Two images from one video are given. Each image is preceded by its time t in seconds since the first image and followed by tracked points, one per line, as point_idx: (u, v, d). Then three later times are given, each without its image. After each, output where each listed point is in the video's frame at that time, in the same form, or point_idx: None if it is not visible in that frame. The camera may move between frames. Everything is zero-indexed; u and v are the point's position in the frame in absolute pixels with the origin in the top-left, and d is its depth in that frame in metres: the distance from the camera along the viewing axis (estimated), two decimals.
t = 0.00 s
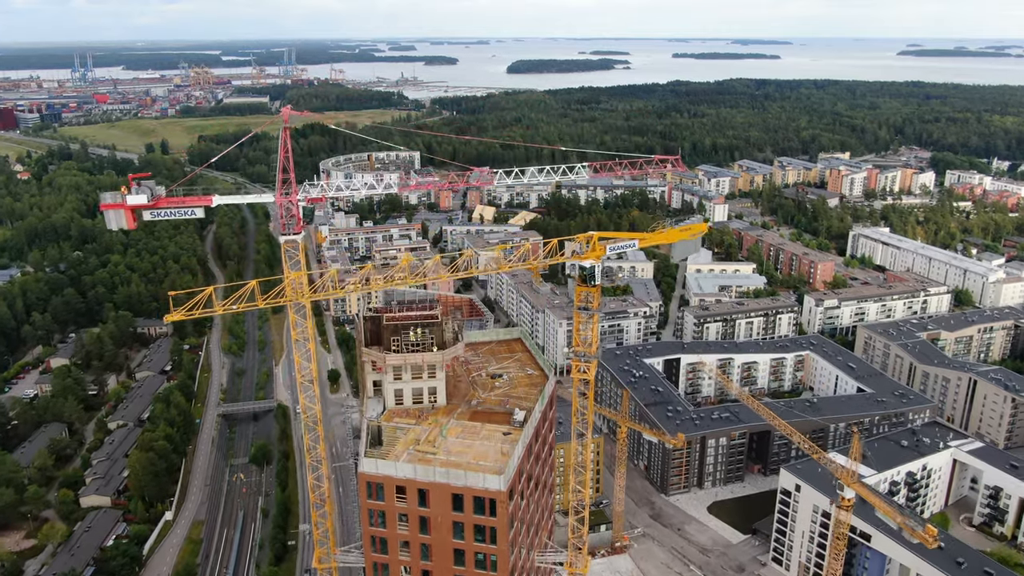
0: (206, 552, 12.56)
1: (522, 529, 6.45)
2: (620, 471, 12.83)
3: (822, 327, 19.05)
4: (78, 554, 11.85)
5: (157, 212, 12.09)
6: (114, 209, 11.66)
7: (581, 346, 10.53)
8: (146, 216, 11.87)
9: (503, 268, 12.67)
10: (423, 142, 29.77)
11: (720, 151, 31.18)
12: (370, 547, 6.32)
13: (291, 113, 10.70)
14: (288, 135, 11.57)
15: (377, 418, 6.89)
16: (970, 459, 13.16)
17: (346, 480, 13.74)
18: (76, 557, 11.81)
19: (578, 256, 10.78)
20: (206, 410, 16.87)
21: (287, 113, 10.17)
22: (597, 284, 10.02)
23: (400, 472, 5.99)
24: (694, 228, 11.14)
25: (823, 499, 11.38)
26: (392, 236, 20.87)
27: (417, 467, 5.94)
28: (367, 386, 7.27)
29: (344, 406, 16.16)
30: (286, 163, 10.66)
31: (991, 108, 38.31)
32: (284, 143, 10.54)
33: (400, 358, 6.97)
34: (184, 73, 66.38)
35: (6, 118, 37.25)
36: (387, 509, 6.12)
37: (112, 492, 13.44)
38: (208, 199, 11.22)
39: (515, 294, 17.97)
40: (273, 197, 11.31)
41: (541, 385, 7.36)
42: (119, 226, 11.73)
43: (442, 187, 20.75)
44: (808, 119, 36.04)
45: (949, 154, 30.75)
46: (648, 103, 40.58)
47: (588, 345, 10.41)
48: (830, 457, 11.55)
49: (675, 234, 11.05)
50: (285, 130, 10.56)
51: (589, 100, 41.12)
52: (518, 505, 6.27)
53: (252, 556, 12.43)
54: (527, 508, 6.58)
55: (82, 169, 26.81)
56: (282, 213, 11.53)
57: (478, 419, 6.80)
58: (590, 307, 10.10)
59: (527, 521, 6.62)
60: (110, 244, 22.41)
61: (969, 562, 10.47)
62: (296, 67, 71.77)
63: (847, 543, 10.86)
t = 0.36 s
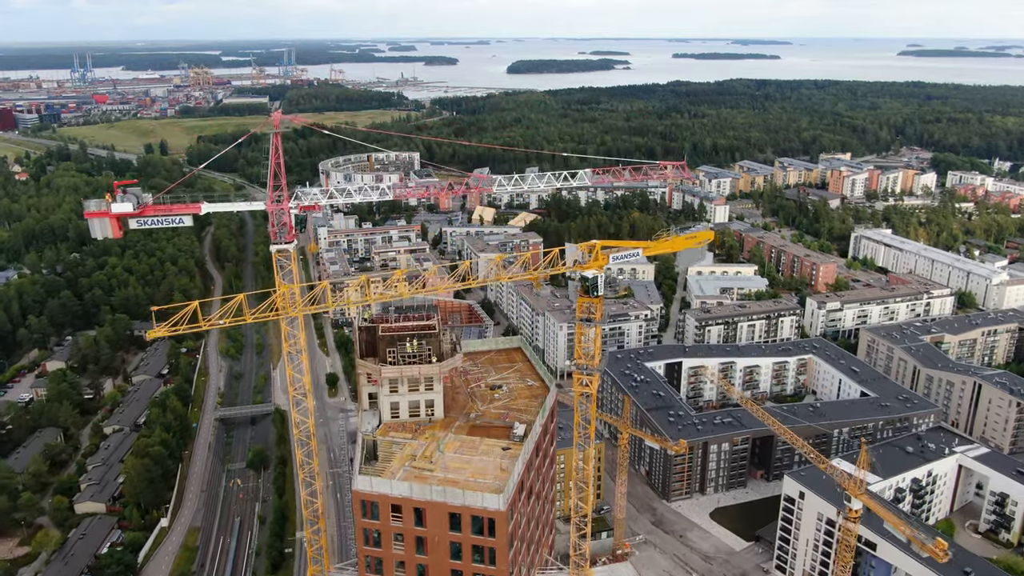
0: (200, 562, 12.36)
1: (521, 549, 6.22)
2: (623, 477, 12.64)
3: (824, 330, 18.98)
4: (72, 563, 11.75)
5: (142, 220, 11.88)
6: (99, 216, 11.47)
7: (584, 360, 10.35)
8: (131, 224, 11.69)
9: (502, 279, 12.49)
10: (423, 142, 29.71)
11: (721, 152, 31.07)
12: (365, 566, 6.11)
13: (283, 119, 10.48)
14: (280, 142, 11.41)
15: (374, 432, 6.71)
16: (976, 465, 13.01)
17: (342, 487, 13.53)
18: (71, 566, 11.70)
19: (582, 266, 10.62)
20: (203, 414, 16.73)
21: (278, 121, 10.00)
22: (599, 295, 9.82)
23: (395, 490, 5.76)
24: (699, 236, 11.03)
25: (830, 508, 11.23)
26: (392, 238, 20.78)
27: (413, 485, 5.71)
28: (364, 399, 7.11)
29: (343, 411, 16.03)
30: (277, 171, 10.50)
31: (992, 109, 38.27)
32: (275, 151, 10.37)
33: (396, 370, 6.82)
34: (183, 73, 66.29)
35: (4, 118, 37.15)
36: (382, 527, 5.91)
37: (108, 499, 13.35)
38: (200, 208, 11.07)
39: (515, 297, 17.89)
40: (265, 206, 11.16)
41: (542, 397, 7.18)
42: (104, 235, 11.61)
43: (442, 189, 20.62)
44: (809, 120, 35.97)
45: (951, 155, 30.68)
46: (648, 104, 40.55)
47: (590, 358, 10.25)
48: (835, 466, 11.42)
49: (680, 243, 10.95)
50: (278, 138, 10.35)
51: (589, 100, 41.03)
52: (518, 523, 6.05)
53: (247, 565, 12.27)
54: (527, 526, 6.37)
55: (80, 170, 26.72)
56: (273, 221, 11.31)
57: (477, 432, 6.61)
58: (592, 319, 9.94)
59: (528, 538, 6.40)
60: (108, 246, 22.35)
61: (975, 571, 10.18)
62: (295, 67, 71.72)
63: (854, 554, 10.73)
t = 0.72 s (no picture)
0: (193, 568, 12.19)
1: (521, 565, 5.96)
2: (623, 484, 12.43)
3: (826, 332, 18.88)
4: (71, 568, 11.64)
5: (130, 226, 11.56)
6: (84, 222, 11.15)
7: (586, 371, 10.24)
8: (118, 231, 11.46)
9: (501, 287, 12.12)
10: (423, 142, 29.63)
11: (722, 152, 30.97)
12: None
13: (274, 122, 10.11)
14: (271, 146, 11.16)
15: (369, 443, 6.43)
16: (981, 470, 12.89)
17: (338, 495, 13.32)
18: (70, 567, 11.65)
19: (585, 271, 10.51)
20: (201, 417, 16.67)
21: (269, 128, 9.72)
22: (602, 304, 9.79)
23: (391, 506, 5.52)
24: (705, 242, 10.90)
25: (837, 514, 11.07)
26: (391, 239, 20.66)
27: (409, 501, 5.47)
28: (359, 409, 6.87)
29: (341, 414, 15.92)
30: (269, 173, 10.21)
31: (993, 109, 38.22)
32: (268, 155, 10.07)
33: (392, 381, 6.53)
34: (183, 73, 66.20)
35: (3, 118, 37.05)
36: (378, 545, 5.66)
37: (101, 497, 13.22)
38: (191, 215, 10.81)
39: (515, 299, 17.81)
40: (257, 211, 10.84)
41: (540, 407, 6.95)
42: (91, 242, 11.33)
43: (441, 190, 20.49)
44: (810, 120, 35.89)
45: (953, 155, 30.58)
46: (648, 104, 40.49)
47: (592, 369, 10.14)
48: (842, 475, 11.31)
49: (686, 248, 10.91)
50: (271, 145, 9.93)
51: (589, 100, 40.96)
52: (518, 539, 5.79)
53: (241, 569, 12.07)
54: (528, 542, 6.13)
55: (79, 170, 26.64)
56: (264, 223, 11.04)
57: (476, 445, 6.39)
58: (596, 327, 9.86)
59: (528, 554, 6.17)
60: (106, 247, 22.26)
61: None
62: (295, 67, 71.66)
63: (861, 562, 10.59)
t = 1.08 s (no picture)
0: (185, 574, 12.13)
1: None
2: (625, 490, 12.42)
3: (829, 334, 18.78)
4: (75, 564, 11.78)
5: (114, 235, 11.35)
6: (67, 231, 10.84)
7: (587, 382, 10.21)
8: (102, 239, 11.18)
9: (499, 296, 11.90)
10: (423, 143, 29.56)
11: (724, 153, 30.84)
12: None
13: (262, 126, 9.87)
14: (261, 153, 10.95)
15: (364, 458, 6.23)
16: (987, 476, 12.77)
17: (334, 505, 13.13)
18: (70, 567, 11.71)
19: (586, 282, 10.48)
20: (198, 421, 16.57)
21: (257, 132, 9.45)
22: (605, 315, 9.66)
23: (385, 526, 5.33)
24: (712, 250, 10.85)
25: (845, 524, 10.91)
26: (390, 241, 20.52)
27: (405, 521, 5.27)
28: (354, 424, 6.64)
29: (340, 418, 15.79)
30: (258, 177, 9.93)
31: (994, 108, 38.23)
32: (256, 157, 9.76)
33: (388, 393, 6.34)
34: (183, 73, 66.18)
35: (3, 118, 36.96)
36: (372, 565, 5.46)
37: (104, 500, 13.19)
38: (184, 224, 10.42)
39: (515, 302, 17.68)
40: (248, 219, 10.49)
41: (542, 420, 6.73)
42: (73, 251, 11.04)
43: (440, 191, 20.34)
44: (811, 120, 35.75)
45: (954, 155, 30.49)
46: (649, 104, 40.45)
47: (595, 381, 10.06)
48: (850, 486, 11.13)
49: (692, 257, 10.83)
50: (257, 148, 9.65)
51: (590, 100, 40.79)
52: (518, 558, 5.60)
53: None
54: (528, 562, 5.93)
55: (78, 170, 26.55)
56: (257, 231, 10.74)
57: (474, 459, 6.19)
58: (598, 339, 9.87)
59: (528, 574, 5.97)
60: (104, 248, 22.15)
61: None
62: (295, 67, 71.66)
63: (869, 570, 10.41)
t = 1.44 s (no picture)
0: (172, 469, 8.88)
1: None
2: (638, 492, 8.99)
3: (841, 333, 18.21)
4: (96, 503, 7.87)
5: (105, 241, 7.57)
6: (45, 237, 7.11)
7: (590, 396, 6.94)
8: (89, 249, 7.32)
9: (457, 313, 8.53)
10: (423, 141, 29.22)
11: (724, 154, 28.81)
12: None
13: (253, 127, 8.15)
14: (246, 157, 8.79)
15: (356, 476, 4.30)
16: None
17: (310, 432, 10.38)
18: (91, 478, 8.23)
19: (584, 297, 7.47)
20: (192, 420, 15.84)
21: (249, 128, 7.75)
22: (610, 327, 6.73)
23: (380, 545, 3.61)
24: (719, 257, 8.09)
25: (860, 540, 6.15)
26: (390, 241, 20.06)
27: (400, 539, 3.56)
28: (347, 436, 4.68)
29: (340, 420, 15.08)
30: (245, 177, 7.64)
31: (995, 108, 38.23)
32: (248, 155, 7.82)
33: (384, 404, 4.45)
34: (183, 74, 66.26)
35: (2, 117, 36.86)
36: None
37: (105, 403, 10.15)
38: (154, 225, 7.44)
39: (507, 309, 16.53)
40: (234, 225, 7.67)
41: (554, 432, 4.68)
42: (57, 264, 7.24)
43: (440, 193, 20.00)
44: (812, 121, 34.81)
45: (957, 157, 26.10)
46: (649, 104, 40.32)
47: (599, 396, 6.84)
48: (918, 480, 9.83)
49: (700, 266, 7.98)
50: (251, 145, 7.79)
51: (590, 100, 40.71)
52: None
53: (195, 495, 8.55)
54: None
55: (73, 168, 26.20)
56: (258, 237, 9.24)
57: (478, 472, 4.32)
58: (603, 355, 6.81)
59: None
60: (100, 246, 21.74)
61: None
62: (295, 67, 71.67)
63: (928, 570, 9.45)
